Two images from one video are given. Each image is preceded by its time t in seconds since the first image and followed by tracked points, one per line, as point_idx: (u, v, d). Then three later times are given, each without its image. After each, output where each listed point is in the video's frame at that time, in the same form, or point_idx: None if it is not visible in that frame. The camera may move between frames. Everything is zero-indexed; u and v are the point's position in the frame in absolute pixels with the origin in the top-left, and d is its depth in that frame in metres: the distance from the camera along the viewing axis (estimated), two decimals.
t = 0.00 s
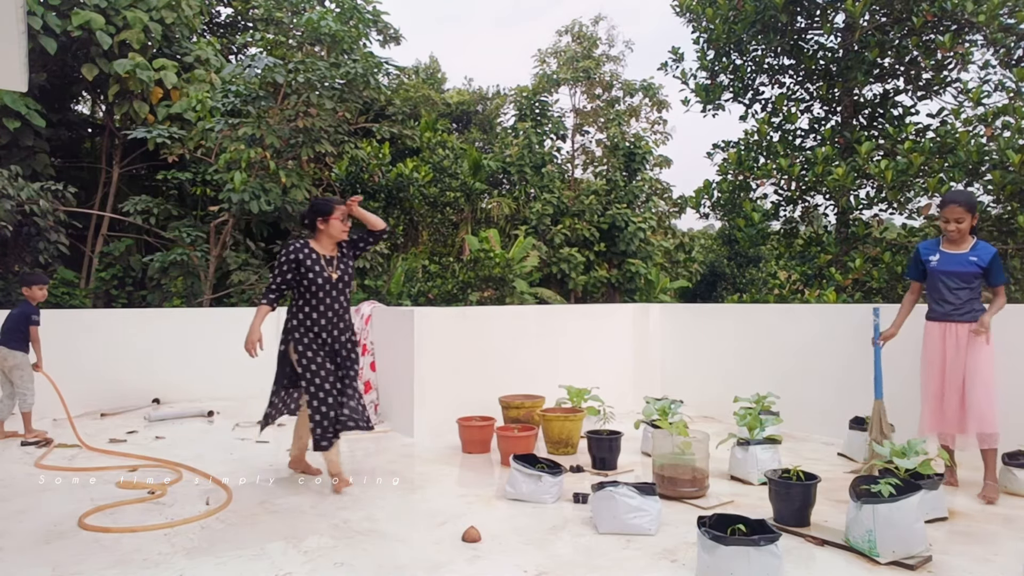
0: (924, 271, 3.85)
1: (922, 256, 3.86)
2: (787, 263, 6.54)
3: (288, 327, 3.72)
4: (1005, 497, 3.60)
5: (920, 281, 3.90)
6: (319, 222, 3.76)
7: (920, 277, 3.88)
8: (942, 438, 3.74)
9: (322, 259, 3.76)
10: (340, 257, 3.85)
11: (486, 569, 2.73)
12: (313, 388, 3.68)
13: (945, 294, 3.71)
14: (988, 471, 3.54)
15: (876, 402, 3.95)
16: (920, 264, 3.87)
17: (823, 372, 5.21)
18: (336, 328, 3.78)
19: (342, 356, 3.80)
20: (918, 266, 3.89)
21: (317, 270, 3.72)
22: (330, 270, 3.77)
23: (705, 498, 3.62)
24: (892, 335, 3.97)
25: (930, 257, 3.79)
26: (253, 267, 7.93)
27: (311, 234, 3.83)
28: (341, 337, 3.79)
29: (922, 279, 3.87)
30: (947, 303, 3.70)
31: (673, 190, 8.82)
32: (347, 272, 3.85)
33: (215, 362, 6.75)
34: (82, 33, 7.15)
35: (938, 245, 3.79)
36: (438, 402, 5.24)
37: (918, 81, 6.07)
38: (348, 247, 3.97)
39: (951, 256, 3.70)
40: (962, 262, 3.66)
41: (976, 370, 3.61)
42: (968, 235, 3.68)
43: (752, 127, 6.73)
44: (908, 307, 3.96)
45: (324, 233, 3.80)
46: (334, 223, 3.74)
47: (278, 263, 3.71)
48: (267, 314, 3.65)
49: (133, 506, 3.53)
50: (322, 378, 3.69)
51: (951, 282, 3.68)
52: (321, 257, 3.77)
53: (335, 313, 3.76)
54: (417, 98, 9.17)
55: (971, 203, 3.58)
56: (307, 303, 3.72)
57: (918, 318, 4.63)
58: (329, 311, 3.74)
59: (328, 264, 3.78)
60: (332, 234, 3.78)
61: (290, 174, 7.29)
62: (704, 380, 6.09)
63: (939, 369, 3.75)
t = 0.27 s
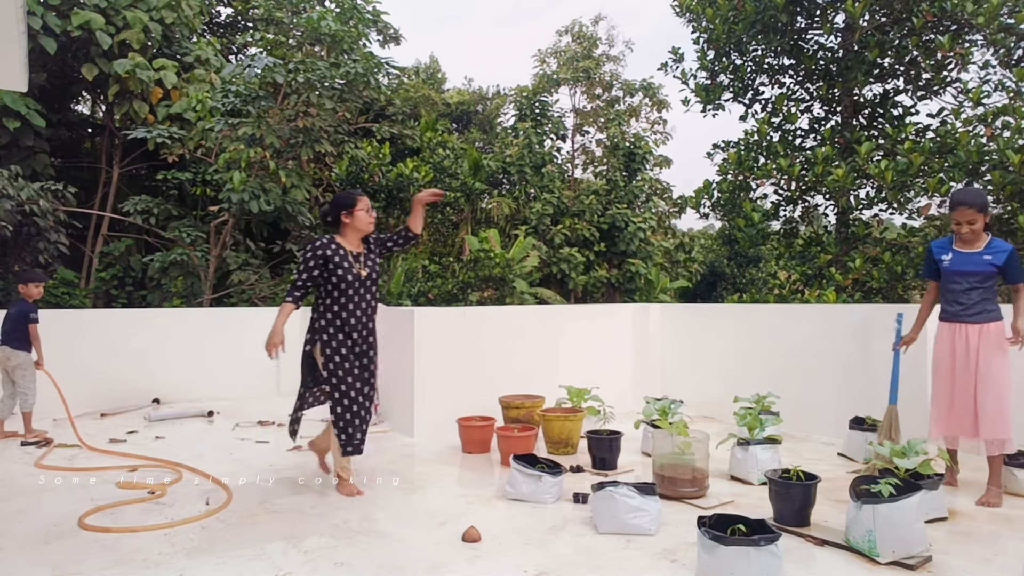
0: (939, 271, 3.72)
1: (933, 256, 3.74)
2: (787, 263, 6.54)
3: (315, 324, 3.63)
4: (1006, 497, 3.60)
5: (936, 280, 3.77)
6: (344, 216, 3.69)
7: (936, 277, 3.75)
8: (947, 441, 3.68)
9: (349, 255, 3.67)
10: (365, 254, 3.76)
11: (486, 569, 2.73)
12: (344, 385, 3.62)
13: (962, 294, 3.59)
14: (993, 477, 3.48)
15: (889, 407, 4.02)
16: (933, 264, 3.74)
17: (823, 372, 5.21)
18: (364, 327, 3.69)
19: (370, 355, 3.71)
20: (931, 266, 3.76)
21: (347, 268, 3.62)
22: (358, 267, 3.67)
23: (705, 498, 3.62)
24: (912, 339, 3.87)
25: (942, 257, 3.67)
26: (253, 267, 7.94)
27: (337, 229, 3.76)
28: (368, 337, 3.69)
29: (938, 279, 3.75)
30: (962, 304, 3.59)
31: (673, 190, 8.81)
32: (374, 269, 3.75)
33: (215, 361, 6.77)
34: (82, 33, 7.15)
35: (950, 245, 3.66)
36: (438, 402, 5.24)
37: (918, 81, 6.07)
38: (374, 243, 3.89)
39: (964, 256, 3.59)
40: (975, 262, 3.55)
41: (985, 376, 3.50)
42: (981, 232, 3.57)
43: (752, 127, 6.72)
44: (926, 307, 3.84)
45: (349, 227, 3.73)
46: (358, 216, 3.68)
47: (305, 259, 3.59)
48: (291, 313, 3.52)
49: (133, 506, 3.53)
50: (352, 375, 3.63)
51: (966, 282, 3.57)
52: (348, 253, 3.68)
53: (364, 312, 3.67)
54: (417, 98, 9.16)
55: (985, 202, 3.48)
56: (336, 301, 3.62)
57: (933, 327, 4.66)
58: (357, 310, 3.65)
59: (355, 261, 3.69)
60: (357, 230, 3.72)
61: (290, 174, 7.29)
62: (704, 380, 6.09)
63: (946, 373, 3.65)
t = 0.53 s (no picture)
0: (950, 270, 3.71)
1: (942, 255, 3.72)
2: (787, 263, 6.54)
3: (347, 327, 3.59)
4: (1006, 497, 3.60)
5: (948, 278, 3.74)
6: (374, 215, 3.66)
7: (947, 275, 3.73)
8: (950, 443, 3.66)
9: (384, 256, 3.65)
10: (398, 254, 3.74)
11: (486, 569, 2.73)
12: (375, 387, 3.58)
13: (971, 294, 3.57)
14: (993, 478, 3.50)
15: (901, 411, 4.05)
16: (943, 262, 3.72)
17: (823, 372, 5.21)
18: (398, 330, 3.65)
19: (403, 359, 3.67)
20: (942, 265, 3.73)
21: (383, 271, 3.59)
22: (393, 270, 3.65)
23: (705, 498, 3.62)
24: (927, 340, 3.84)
25: (950, 256, 3.65)
26: (253, 267, 7.94)
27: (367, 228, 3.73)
28: (403, 340, 3.66)
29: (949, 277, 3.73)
30: (967, 304, 3.58)
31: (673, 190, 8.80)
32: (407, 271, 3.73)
33: (215, 361, 6.72)
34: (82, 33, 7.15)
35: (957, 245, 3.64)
36: (438, 402, 5.24)
37: (918, 81, 6.07)
38: (406, 243, 3.86)
39: (971, 255, 3.55)
40: (981, 262, 3.51)
41: (985, 378, 3.50)
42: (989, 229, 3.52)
43: (752, 127, 6.72)
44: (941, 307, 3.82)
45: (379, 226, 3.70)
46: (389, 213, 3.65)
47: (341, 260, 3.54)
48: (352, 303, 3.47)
49: (133, 506, 3.52)
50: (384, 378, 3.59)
51: (972, 282, 3.55)
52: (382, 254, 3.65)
53: (398, 315, 3.65)
54: (417, 98, 9.16)
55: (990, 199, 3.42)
56: (371, 304, 3.59)
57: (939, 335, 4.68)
58: (391, 313, 3.63)
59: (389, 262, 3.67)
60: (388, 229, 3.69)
61: (290, 174, 7.29)
62: (704, 380, 6.09)
63: (947, 376, 3.66)
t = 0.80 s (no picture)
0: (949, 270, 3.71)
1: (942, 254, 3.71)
2: (787, 263, 6.54)
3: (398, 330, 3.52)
4: (1006, 497, 3.60)
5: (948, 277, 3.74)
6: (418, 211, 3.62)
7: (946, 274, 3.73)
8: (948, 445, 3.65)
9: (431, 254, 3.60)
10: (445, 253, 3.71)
11: (486, 569, 2.73)
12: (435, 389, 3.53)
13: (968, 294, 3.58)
14: (993, 478, 3.50)
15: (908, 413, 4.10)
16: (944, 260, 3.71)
17: (823, 372, 5.21)
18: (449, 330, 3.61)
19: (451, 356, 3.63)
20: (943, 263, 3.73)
21: (430, 267, 3.56)
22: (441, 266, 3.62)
23: (705, 498, 3.62)
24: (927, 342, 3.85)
25: (948, 254, 3.66)
26: (253, 267, 7.94)
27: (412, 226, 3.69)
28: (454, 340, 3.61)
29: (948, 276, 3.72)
30: (965, 304, 3.59)
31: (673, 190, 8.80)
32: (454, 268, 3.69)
33: (215, 361, 6.72)
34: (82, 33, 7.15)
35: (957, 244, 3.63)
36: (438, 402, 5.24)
37: (918, 81, 6.07)
38: (450, 242, 3.80)
39: (967, 254, 3.55)
40: (976, 262, 3.51)
41: (984, 380, 3.49)
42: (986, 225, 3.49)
43: (752, 127, 6.72)
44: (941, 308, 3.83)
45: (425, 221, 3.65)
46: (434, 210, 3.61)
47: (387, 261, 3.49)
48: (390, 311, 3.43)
49: (133, 506, 3.52)
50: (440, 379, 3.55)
51: (968, 282, 3.56)
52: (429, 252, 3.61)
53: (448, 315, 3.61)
54: (417, 98, 9.16)
55: (984, 192, 3.40)
56: (420, 303, 3.55)
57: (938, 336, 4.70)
58: (441, 311, 3.59)
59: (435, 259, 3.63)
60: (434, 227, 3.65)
61: (290, 174, 7.28)
62: (704, 380, 6.09)
63: (945, 377, 3.65)
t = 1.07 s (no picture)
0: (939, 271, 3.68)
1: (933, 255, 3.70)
2: (787, 263, 6.54)
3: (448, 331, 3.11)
4: (1006, 497, 3.60)
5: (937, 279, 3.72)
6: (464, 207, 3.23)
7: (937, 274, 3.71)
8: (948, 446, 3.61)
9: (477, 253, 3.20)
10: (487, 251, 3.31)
11: (485, 569, 2.73)
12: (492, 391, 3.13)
13: (955, 294, 3.55)
14: (993, 478, 3.50)
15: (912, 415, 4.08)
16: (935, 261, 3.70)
17: (824, 372, 5.21)
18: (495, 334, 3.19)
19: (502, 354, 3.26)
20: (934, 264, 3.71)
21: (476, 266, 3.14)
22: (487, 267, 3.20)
23: (705, 498, 3.62)
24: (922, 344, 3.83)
25: (937, 255, 3.64)
26: (253, 267, 7.95)
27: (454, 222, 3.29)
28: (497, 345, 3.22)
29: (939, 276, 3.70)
30: (953, 303, 3.55)
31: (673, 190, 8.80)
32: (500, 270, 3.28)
33: (215, 361, 6.79)
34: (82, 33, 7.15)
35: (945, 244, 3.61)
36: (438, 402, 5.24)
37: (918, 81, 6.07)
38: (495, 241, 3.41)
39: (953, 253, 3.53)
40: (962, 261, 3.49)
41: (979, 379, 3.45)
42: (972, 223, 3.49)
43: (752, 127, 6.72)
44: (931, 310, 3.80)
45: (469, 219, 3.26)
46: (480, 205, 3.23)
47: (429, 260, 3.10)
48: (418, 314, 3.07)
49: (133, 506, 3.52)
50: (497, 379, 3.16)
51: (955, 281, 3.53)
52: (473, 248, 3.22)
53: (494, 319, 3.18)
54: (417, 98, 9.16)
55: (970, 192, 3.40)
56: (464, 303, 3.14)
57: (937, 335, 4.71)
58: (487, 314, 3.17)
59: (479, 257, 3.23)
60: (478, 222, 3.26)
61: (290, 174, 7.29)
62: (704, 380, 6.09)
63: (941, 378, 3.61)
